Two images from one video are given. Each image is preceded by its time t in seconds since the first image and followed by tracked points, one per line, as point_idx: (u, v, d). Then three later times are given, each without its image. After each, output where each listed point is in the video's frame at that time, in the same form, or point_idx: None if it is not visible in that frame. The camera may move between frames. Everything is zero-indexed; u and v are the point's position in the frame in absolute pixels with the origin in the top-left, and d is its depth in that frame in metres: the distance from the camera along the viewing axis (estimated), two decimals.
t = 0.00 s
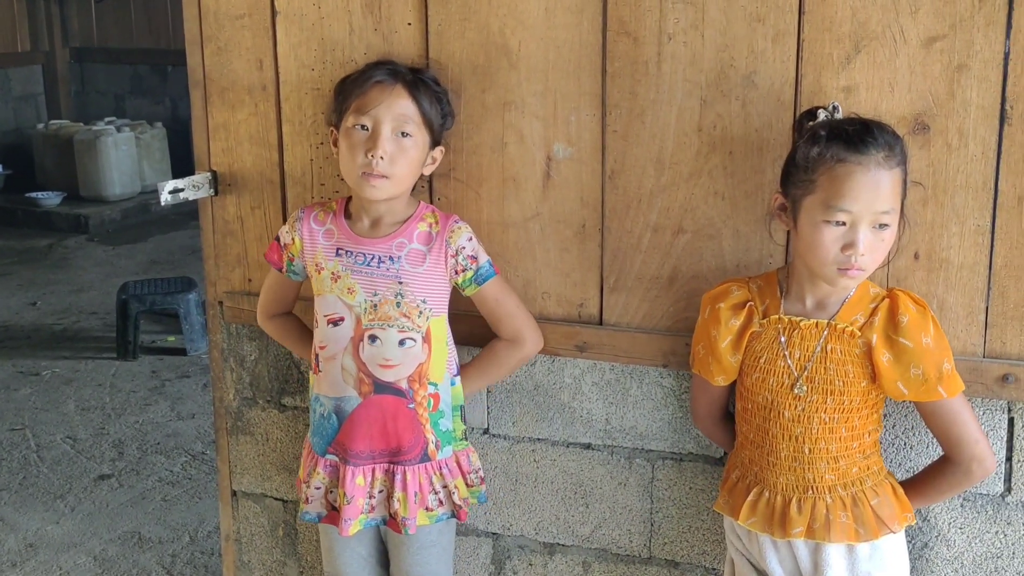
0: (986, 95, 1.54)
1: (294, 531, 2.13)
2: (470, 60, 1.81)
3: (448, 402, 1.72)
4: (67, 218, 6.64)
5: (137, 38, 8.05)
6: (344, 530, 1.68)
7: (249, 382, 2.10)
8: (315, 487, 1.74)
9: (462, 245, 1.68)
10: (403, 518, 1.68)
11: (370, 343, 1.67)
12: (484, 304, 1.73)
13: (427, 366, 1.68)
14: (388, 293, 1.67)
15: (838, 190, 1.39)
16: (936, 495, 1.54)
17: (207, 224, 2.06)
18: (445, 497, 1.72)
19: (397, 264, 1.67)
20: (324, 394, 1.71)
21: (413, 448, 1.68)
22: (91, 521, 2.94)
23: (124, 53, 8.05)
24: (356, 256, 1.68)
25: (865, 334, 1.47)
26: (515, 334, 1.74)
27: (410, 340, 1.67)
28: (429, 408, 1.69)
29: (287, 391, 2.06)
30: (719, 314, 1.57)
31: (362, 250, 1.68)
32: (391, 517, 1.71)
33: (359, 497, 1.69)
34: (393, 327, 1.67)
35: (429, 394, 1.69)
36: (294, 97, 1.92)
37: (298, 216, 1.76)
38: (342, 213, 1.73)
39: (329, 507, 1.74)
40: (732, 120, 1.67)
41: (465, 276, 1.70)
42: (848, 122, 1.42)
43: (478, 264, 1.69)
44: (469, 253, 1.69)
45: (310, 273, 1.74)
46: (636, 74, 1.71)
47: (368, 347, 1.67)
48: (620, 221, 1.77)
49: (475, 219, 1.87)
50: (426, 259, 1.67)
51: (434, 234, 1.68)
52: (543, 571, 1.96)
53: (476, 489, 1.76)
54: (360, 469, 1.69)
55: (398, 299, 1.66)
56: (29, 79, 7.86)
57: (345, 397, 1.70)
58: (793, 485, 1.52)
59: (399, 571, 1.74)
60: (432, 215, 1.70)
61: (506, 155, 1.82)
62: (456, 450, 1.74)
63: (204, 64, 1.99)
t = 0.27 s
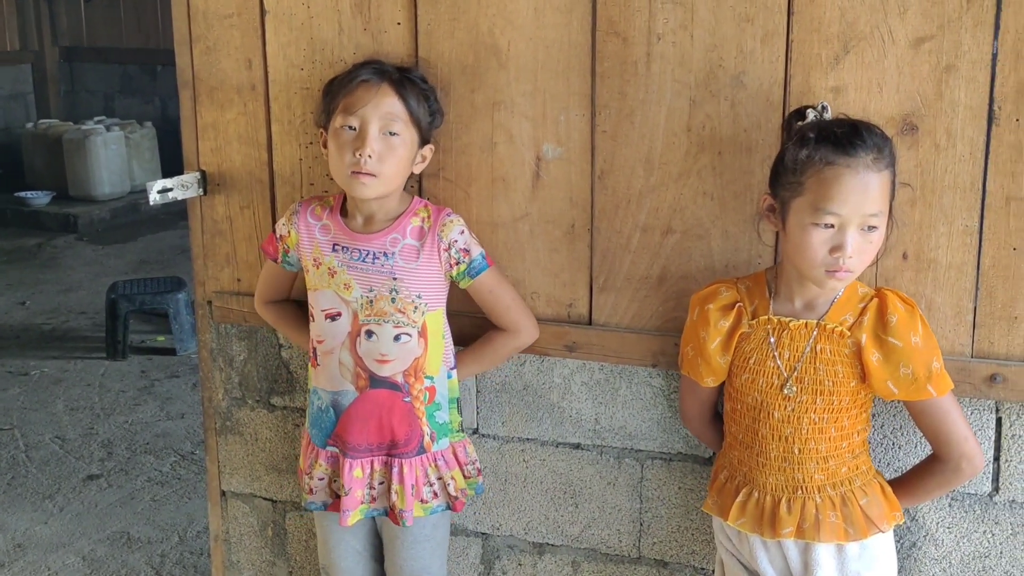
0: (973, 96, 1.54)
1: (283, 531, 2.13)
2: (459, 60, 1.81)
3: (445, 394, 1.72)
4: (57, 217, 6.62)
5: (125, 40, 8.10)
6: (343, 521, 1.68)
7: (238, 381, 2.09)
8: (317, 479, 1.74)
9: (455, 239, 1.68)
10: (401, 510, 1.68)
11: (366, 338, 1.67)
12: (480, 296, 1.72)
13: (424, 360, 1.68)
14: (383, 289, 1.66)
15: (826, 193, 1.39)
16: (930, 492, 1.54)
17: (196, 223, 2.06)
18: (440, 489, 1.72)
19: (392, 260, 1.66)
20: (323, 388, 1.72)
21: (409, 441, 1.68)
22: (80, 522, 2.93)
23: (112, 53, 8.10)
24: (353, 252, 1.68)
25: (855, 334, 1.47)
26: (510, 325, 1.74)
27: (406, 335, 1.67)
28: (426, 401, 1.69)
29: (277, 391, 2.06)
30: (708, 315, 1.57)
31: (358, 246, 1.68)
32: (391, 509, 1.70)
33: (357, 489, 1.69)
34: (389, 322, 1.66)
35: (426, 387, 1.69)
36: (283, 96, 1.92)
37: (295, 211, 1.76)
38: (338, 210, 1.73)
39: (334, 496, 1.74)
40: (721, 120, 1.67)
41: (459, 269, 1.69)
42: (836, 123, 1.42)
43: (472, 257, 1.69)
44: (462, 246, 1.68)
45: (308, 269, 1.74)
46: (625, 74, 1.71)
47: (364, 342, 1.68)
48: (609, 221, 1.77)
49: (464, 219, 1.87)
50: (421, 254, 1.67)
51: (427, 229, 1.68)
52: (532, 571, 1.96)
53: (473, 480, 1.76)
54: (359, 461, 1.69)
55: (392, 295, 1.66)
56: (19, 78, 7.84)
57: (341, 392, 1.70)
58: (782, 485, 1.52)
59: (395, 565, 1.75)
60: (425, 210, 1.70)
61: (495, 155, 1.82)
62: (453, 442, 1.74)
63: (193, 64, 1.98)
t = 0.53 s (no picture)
0: (962, 98, 1.55)
1: (273, 532, 2.13)
2: (449, 60, 1.81)
3: (424, 402, 1.72)
4: (46, 217, 6.59)
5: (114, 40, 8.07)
6: (318, 527, 1.67)
7: (228, 382, 2.09)
8: (293, 484, 1.72)
9: (443, 245, 1.69)
10: (378, 516, 1.67)
11: (347, 341, 1.67)
12: (462, 305, 1.74)
13: (405, 366, 1.68)
14: (367, 293, 1.66)
15: (821, 195, 1.39)
16: (913, 495, 1.56)
17: (185, 224, 2.06)
18: (418, 496, 1.71)
19: (378, 263, 1.66)
20: (301, 391, 1.70)
21: (387, 447, 1.67)
22: (69, 523, 2.93)
23: (101, 52, 8.06)
24: (336, 253, 1.68)
25: (849, 336, 1.47)
26: (490, 337, 1.77)
27: (388, 339, 1.67)
28: (406, 407, 1.68)
29: (267, 391, 2.05)
30: (702, 317, 1.56)
31: (342, 247, 1.68)
32: (366, 515, 1.69)
33: (332, 495, 1.68)
34: (371, 326, 1.66)
35: (406, 393, 1.69)
36: (273, 97, 1.92)
37: (277, 212, 1.76)
38: (322, 211, 1.73)
39: (310, 501, 1.73)
40: (711, 121, 1.68)
41: (446, 275, 1.70)
42: (830, 126, 1.42)
43: (460, 264, 1.70)
44: (450, 252, 1.69)
45: (285, 269, 1.73)
46: (616, 75, 1.71)
47: (345, 346, 1.67)
48: (600, 222, 1.77)
49: (455, 219, 1.87)
50: (406, 258, 1.67)
51: (416, 233, 1.68)
52: (523, 571, 1.96)
53: (450, 490, 1.75)
54: (336, 466, 1.68)
55: (376, 299, 1.66)
56: (8, 78, 7.81)
57: (320, 395, 1.69)
58: (778, 486, 1.52)
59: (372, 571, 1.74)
60: (415, 215, 1.70)
61: (486, 156, 1.82)
62: (429, 450, 1.74)
63: (183, 64, 1.98)
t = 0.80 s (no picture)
0: (955, 97, 1.55)
1: (266, 531, 2.13)
2: (443, 60, 1.80)
3: (408, 404, 1.71)
4: (39, 217, 6.58)
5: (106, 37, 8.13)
6: (299, 531, 1.67)
7: (221, 381, 2.09)
8: (267, 487, 1.72)
9: (428, 247, 1.69)
10: (362, 520, 1.66)
11: (330, 341, 1.66)
12: (445, 310, 1.74)
13: (388, 368, 1.68)
14: (349, 292, 1.66)
15: (819, 199, 1.38)
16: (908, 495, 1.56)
17: (178, 223, 2.05)
18: (404, 498, 1.71)
19: (361, 263, 1.66)
20: (284, 392, 1.70)
21: (371, 449, 1.67)
22: (61, 522, 2.92)
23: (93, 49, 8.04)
24: (319, 253, 1.67)
25: (846, 339, 1.47)
26: (472, 342, 1.75)
27: (371, 340, 1.66)
28: (389, 408, 1.68)
29: (260, 391, 2.05)
30: (697, 320, 1.56)
31: (324, 247, 1.67)
32: (349, 520, 1.69)
33: (315, 498, 1.67)
34: (354, 326, 1.66)
35: (389, 394, 1.68)
36: (266, 96, 1.91)
37: (261, 213, 1.75)
38: (306, 211, 1.72)
39: (280, 508, 1.73)
40: (704, 121, 1.68)
41: (430, 277, 1.69)
42: (830, 129, 1.41)
43: (444, 267, 1.70)
44: (434, 254, 1.69)
45: (269, 269, 1.73)
46: (610, 74, 1.71)
47: (328, 346, 1.66)
48: (593, 222, 1.77)
49: (448, 219, 1.87)
50: (389, 258, 1.66)
51: (400, 234, 1.68)
52: (516, 571, 1.96)
53: (437, 494, 1.75)
54: (318, 469, 1.67)
55: (359, 298, 1.66)
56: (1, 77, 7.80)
57: (303, 396, 1.68)
58: (774, 489, 1.52)
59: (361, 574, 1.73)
60: (399, 215, 1.70)
61: (479, 155, 1.82)
62: (415, 452, 1.73)
63: (176, 63, 1.98)
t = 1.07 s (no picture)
0: (949, 98, 1.55)
1: (261, 531, 2.13)
2: (438, 60, 1.80)
3: (405, 401, 1.70)
4: (35, 216, 6.57)
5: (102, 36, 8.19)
6: (295, 528, 1.67)
7: (216, 381, 2.09)
8: (269, 483, 1.73)
9: (422, 244, 1.68)
10: (357, 517, 1.66)
11: (326, 339, 1.66)
12: (444, 303, 1.72)
13: (383, 365, 1.67)
14: (343, 290, 1.65)
15: (808, 210, 1.38)
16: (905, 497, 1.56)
17: (173, 223, 2.05)
18: (400, 496, 1.70)
19: (354, 261, 1.65)
20: (282, 389, 1.71)
21: (366, 446, 1.66)
22: (56, 522, 2.92)
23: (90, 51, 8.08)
24: (314, 251, 1.67)
25: (842, 344, 1.46)
26: (473, 335, 1.74)
27: (365, 338, 1.65)
28: (384, 407, 1.67)
29: (255, 391, 2.05)
30: (693, 325, 1.54)
31: (320, 245, 1.67)
32: (345, 517, 1.69)
33: (310, 495, 1.68)
34: (348, 324, 1.65)
35: (384, 392, 1.67)
36: (261, 95, 1.91)
37: (265, 210, 1.77)
38: (306, 210, 1.73)
39: (285, 503, 1.73)
40: (699, 121, 1.68)
41: (425, 275, 1.68)
42: (817, 137, 1.41)
43: (438, 263, 1.68)
44: (428, 251, 1.68)
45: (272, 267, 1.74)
46: (604, 74, 1.71)
47: (324, 343, 1.66)
48: (588, 222, 1.78)
49: (443, 219, 1.87)
50: (383, 256, 1.65)
51: (393, 232, 1.67)
52: (511, 571, 1.96)
53: (435, 492, 1.73)
54: (314, 466, 1.68)
55: (353, 297, 1.65)
56: None
57: (299, 393, 1.69)
58: (770, 493, 1.52)
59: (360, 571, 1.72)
60: (394, 213, 1.69)
61: (474, 155, 1.82)
62: (413, 450, 1.72)
63: (171, 62, 1.98)
